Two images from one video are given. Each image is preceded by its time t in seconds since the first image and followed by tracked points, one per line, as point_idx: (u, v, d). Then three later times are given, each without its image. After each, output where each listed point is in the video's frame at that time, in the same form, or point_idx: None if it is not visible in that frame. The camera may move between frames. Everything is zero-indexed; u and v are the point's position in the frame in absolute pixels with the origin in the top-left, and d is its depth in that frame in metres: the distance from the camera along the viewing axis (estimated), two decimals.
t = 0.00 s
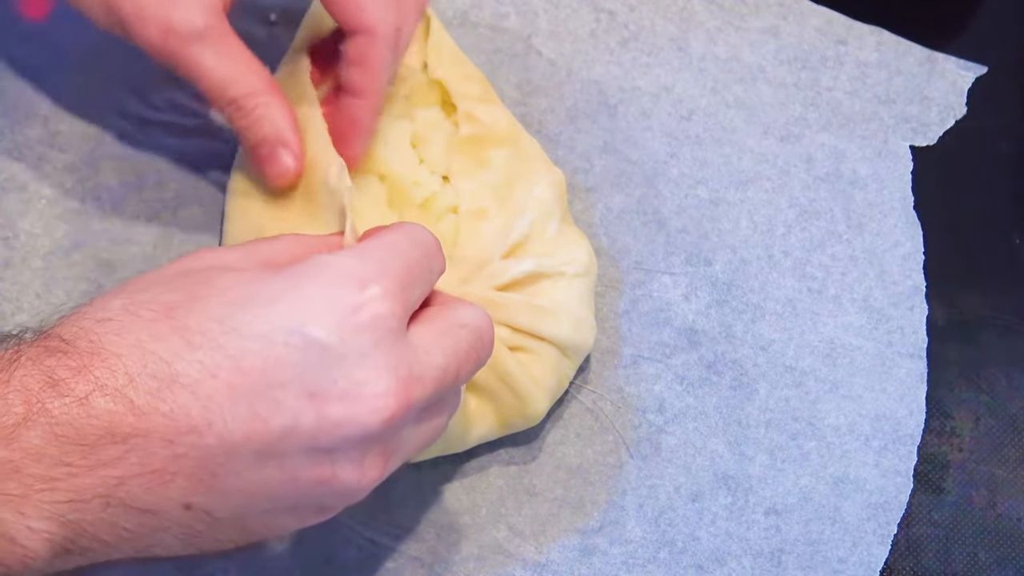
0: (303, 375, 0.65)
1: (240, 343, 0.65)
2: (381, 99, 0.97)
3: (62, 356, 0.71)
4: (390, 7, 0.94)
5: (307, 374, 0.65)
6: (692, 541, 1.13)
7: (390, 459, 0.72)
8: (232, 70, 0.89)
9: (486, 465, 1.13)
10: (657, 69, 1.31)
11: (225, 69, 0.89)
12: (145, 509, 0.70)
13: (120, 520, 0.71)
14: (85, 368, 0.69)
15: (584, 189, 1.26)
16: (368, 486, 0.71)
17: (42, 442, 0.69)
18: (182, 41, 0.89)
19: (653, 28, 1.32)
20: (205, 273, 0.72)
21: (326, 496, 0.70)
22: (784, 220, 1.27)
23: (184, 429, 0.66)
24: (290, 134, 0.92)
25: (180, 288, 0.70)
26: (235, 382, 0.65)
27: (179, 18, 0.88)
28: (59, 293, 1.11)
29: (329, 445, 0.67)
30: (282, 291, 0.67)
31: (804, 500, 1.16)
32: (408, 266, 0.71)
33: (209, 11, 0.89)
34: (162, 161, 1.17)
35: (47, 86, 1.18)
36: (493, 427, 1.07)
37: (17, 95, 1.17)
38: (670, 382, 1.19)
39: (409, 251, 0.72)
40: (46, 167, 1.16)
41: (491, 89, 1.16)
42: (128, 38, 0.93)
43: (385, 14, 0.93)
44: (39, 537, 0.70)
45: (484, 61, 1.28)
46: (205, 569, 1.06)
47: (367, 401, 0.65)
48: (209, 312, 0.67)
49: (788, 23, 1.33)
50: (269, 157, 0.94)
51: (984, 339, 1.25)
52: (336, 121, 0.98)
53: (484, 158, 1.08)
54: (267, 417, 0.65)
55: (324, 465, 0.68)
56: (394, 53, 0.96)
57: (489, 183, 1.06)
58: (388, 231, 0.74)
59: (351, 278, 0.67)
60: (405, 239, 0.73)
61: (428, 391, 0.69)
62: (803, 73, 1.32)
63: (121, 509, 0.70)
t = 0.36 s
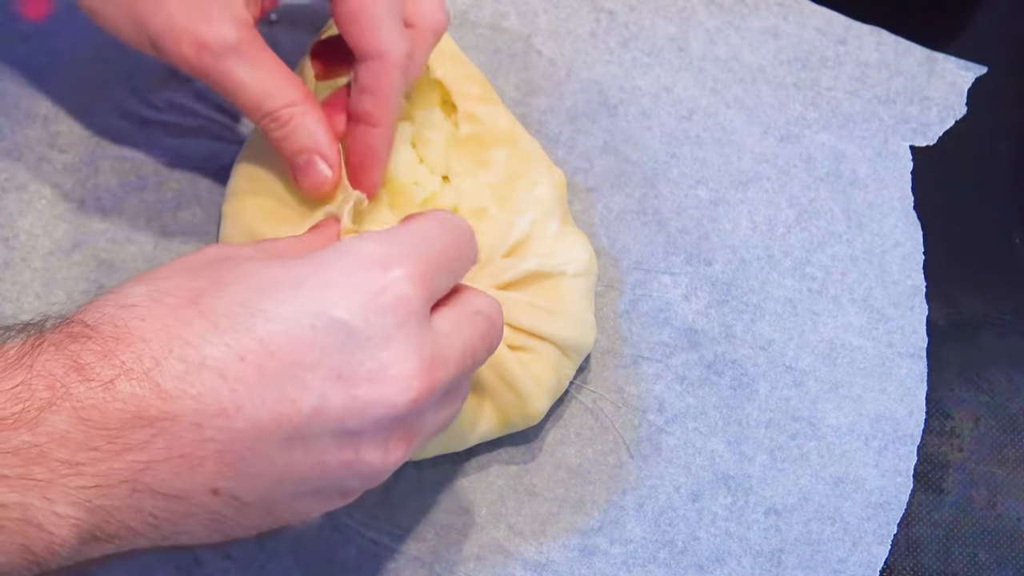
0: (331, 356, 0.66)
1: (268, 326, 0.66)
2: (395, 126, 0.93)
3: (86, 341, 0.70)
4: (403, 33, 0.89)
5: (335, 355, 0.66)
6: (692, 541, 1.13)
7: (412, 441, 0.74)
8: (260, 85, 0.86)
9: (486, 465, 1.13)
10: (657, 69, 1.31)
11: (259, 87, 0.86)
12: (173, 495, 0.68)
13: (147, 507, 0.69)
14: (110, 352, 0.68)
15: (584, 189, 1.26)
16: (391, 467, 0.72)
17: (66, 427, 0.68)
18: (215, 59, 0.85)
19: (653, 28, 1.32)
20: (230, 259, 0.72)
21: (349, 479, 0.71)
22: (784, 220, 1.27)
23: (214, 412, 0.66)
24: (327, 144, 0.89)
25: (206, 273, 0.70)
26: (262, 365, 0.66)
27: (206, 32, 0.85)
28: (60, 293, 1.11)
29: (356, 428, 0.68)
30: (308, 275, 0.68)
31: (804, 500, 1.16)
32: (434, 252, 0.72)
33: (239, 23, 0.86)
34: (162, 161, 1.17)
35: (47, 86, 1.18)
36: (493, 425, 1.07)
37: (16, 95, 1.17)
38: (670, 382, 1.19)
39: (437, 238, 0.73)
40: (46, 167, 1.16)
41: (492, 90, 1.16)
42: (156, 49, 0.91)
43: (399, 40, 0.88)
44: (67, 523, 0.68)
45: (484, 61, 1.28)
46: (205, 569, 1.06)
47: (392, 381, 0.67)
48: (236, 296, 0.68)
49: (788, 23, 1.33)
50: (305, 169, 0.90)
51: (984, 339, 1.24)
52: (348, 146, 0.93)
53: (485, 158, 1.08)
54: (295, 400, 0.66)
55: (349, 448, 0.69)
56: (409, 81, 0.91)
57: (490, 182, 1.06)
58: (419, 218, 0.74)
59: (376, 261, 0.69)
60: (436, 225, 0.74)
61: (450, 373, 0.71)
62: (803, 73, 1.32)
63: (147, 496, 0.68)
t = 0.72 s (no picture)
0: (334, 347, 0.67)
1: (271, 316, 0.66)
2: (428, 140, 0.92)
3: (84, 333, 0.68)
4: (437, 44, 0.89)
5: (337, 345, 0.67)
6: (692, 542, 1.13)
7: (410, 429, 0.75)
8: (282, 105, 0.85)
9: (486, 465, 1.13)
10: (658, 69, 1.31)
11: (284, 106, 0.85)
12: (175, 488, 0.67)
13: (148, 500, 0.68)
14: (110, 344, 0.66)
15: (584, 189, 1.26)
16: (388, 455, 0.74)
17: (65, 420, 0.66)
18: (236, 83, 0.85)
19: (653, 28, 1.32)
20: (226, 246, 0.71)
21: (348, 468, 0.72)
22: (784, 220, 1.27)
23: (218, 404, 0.65)
24: (358, 154, 0.88)
25: (206, 263, 0.69)
26: (265, 357, 0.66)
27: (225, 56, 0.85)
28: (59, 293, 1.11)
29: (358, 416, 0.69)
30: (310, 264, 0.68)
31: (804, 501, 1.16)
32: (436, 243, 0.72)
33: (255, 48, 0.86)
34: (162, 161, 1.17)
35: (47, 86, 1.18)
36: (494, 425, 1.06)
37: (17, 95, 1.17)
38: (670, 382, 1.19)
39: (440, 232, 0.73)
40: (46, 167, 1.16)
41: (493, 91, 1.16)
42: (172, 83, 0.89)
43: (435, 52, 0.88)
44: (66, 517, 0.67)
45: (484, 61, 1.28)
46: (205, 569, 1.06)
47: (394, 370, 0.68)
48: (237, 287, 0.67)
49: (788, 23, 1.34)
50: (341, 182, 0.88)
51: (984, 339, 1.25)
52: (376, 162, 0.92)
53: (486, 157, 1.07)
54: (298, 390, 0.66)
55: (349, 437, 0.70)
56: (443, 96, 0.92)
57: (492, 182, 1.06)
58: (424, 214, 0.75)
59: (380, 251, 0.69)
60: (440, 222, 0.74)
61: (448, 363, 0.72)
62: (803, 74, 1.32)
63: (149, 489, 0.67)
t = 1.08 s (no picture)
0: (307, 325, 0.67)
1: (246, 293, 0.66)
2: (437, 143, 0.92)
3: (60, 306, 0.69)
4: (445, 46, 0.89)
5: (311, 324, 0.67)
6: (692, 542, 1.13)
7: (390, 417, 0.73)
8: (290, 111, 0.83)
9: (486, 465, 1.13)
10: (657, 69, 1.31)
11: (292, 112, 0.83)
12: (146, 461, 0.68)
13: (120, 472, 0.69)
14: (84, 316, 0.67)
15: (584, 190, 1.26)
16: (365, 442, 0.73)
17: (39, 388, 0.68)
18: (244, 87, 0.84)
19: (653, 28, 1.32)
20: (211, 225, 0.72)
21: (323, 450, 0.71)
22: (784, 220, 1.27)
23: (188, 377, 0.66)
24: (368, 162, 0.86)
25: (187, 241, 0.70)
26: (239, 333, 0.66)
27: (234, 58, 0.84)
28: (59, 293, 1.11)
29: (331, 397, 0.68)
30: (288, 243, 0.68)
31: (804, 500, 1.16)
32: (416, 228, 0.71)
33: (266, 53, 0.85)
34: (162, 160, 1.17)
35: (47, 86, 1.18)
36: (493, 427, 1.06)
37: (16, 95, 1.17)
38: (670, 382, 1.19)
39: (423, 218, 0.72)
40: (46, 167, 1.16)
41: (494, 91, 1.16)
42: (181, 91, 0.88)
43: (443, 53, 0.89)
44: (39, 485, 0.68)
45: (484, 62, 1.28)
46: (205, 570, 1.06)
47: (367, 353, 0.67)
48: (213, 263, 0.67)
49: (788, 23, 1.34)
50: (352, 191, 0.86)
51: (984, 339, 1.25)
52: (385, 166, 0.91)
53: (486, 158, 1.07)
54: (270, 367, 0.66)
55: (323, 418, 0.69)
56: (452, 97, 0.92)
57: (492, 182, 1.06)
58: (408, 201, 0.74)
59: (360, 233, 0.68)
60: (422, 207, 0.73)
61: (427, 351, 0.71)
62: (803, 74, 1.32)
63: (120, 461, 0.68)
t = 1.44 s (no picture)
0: (321, 312, 0.67)
1: (261, 280, 0.67)
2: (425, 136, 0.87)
3: (79, 291, 0.71)
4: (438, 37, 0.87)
5: (324, 311, 0.67)
6: (692, 542, 1.13)
7: (404, 405, 0.73)
8: (291, 86, 0.83)
9: (486, 465, 1.13)
10: (658, 69, 1.31)
11: (292, 88, 0.83)
12: (159, 446, 0.69)
13: (134, 457, 0.70)
14: (101, 301, 0.69)
15: (584, 190, 1.26)
16: (381, 431, 0.72)
17: (57, 371, 0.69)
18: (251, 62, 0.84)
19: (653, 28, 1.32)
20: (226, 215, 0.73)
21: (339, 439, 0.71)
22: (784, 220, 1.27)
23: (201, 363, 0.67)
24: (353, 146, 0.84)
25: (202, 228, 0.71)
26: (253, 319, 0.67)
27: (245, 38, 0.84)
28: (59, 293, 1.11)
29: (345, 385, 0.68)
30: (301, 231, 0.69)
31: (804, 500, 1.16)
32: (421, 214, 0.72)
33: (275, 31, 0.85)
34: (162, 161, 1.17)
35: (48, 86, 1.18)
36: (495, 427, 1.07)
37: (16, 95, 1.17)
38: (670, 382, 1.19)
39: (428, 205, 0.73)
40: (46, 167, 1.16)
41: (494, 90, 1.16)
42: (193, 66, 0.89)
43: (432, 40, 0.86)
44: (55, 468, 0.70)
45: (484, 62, 1.28)
46: (205, 570, 1.06)
47: (381, 339, 0.68)
48: (228, 249, 0.69)
49: (788, 23, 1.34)
50: (329, 169, 0.84)
51: (985, 339, 1.25)
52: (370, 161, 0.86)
53: (486, 157, 1.07)
54: (283, 354, 0.67)
55: (338, 407, 0.69)
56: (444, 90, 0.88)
57: (492, 182, 1.06)
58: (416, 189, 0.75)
59: (369, 221, 0.69)
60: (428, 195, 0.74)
61: (440, 336, 0.71)
62: (803, 73, 1.32)
63: (134, 445, 0.69)
